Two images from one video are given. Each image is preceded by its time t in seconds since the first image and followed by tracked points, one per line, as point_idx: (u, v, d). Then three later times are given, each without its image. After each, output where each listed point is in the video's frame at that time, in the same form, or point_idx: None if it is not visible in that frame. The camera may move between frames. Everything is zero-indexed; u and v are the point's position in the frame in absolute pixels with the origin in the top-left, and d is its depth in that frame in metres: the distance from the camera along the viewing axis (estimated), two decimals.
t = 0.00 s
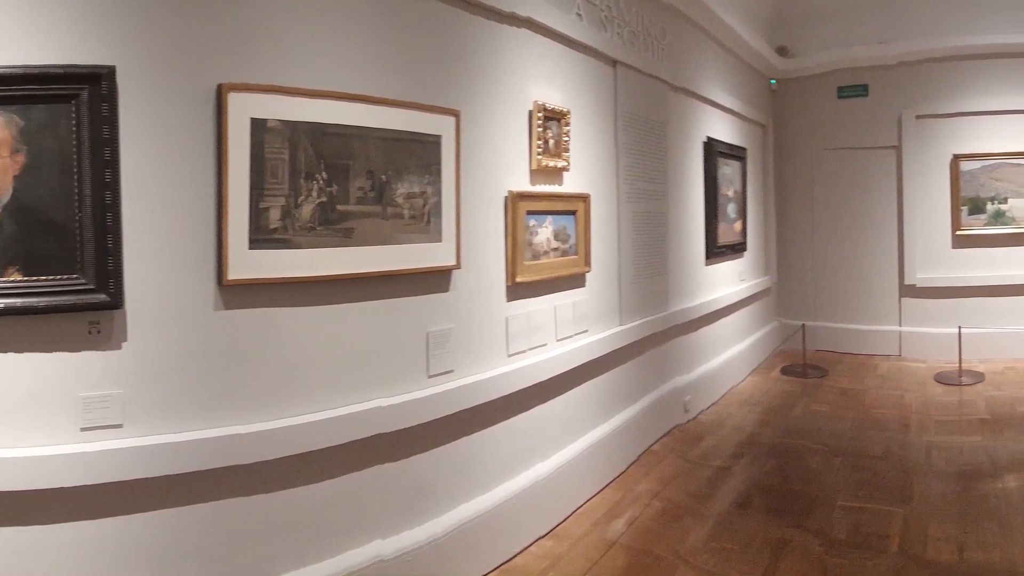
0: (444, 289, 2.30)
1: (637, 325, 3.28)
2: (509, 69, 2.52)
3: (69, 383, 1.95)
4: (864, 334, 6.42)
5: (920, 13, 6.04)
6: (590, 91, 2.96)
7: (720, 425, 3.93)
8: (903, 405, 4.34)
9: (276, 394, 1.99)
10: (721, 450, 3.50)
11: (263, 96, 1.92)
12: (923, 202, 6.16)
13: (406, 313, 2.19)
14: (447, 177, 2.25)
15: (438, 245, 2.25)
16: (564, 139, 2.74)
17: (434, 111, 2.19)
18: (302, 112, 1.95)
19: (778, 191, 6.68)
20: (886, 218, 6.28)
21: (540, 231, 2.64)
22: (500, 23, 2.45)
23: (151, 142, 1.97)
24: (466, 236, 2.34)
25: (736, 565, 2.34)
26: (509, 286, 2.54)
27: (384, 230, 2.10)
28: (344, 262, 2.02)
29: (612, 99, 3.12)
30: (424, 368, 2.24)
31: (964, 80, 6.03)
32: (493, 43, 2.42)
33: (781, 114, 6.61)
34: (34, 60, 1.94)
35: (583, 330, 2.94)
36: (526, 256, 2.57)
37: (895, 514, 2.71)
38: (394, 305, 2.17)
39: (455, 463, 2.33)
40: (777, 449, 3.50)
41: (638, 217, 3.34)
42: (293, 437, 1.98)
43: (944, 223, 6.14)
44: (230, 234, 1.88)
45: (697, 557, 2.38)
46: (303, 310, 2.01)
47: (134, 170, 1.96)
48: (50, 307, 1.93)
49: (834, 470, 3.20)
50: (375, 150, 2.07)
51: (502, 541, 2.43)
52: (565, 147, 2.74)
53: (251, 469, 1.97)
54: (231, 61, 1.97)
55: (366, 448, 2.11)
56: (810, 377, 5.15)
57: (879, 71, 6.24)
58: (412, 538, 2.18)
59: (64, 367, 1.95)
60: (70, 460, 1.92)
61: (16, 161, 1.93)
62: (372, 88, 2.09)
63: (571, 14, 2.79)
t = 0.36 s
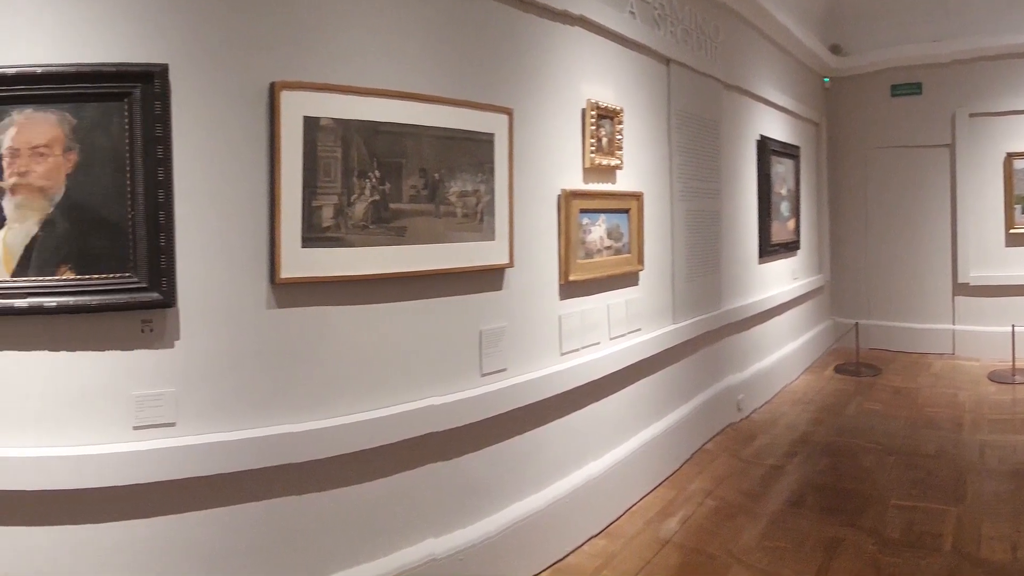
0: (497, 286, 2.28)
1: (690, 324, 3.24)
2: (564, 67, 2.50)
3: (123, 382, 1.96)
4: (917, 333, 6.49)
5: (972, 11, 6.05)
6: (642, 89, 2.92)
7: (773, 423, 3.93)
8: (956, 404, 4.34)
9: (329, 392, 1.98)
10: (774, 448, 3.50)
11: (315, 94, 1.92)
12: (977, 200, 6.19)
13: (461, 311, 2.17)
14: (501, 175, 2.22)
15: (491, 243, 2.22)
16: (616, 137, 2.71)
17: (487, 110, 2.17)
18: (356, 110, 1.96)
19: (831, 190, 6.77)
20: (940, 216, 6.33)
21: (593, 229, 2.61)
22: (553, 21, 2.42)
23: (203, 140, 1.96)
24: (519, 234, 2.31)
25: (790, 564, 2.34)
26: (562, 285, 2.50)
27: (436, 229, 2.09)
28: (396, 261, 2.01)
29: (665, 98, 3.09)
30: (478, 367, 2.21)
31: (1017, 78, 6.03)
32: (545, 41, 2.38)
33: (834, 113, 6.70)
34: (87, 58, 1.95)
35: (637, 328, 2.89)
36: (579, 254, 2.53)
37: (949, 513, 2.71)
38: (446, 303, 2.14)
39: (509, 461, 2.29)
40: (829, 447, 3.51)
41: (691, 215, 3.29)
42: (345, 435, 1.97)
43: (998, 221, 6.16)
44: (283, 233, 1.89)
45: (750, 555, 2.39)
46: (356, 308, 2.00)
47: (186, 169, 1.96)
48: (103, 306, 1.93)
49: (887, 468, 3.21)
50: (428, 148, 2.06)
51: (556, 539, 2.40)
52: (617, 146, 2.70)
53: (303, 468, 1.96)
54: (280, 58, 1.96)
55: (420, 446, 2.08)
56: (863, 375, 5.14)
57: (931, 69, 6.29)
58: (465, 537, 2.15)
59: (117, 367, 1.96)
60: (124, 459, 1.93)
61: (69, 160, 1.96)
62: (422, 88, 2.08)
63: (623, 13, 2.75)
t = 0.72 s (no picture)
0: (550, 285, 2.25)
1: (743, 323, 3.19)
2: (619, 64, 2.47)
3: (176, 381, 1.96)
4: (970, 331, 6.54)
5: None
6: (696, 87, 2.87)
7: (827, 422, 3.93)
8: (1012, 404, 4.30)
9: (382, 391, 1.98)
10: (828, 446, 3.51)
11: (369, 92, 1.91)
12: None
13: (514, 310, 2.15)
14: (554, 172, 2.18)
15: (545, 242, 2.19)
16: (669, 136, 2.66)
17: (542, 108, 2.13)
18: (408, 109, 1.96)
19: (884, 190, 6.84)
20: (993, 215, 6.37)
21: (646, 228, 2.57)
22: (606, 20, 2.39)
23: (255, 139, 1.96)
24: (572, 233, 2.28)
25: (844, 563, 2.34)
26: (614, 283, 2.46)
27: (489, 227, 2.06)
28: (449, 260, 2.00)
29: (719, 96, 3.04)
30: (531, 366, 2.18)
31: None
32: (599, 39, 2.36)
33: (887, 112, 6.74)
34: (140, 58, 1.96)
35: (689, 327, 2.83)
36: (633, 253, 2.49)
37: (1003, 512, 2.71)
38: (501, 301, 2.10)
39: (563, 460, 2.27)
40: (882, 444, 3.54)
41: (745, 214, 3.26)
42: (397, 433, 1.96)
43: None
44: (335, 231, 1.89)
45: (804, 553, 2.39)
46: (409, 306, 2.00)
47: (239, 167, 1.96)
48: (155, 304, 1.93)
49: (941, 467, 3.22)
50: (481, 146, 2.03)
51: (610, 538, 2.38)
52: (671, 144, 2.66)
53: (357, 466, 1.96)
54: (333, 57, 1.96)
55: (473, 445, 2.06)
56: (917, 374, 5.15)
57: (985, 67, 6.30)
58: (518, 536, 2.12)
59: (171, 365, 1.96)
60: (178, 457, 1.93)
61: (121, 158, 1.95)
62: (474, 86, 2.06)
63: (676, 10, 2.71)
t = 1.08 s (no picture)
0: (602, 283, 2.22)
1: (796, 322, 3.18)
2: (673, 62, 2.44)
3: (229, 380, 1.95)
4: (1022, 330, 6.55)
5: None
6: (750, 85, 2.84)
7: (882, 421, 3.93)
8: None
9: (435, 390, 1.97)
10: (882, 445, 3.51)
11: (422, 91, 1.92)
12: None
13: (567, 308, 2.13)
14: (607, 170, 2.16)
15: (598, 240, 2.17)
16: (723, 134, 2.63)
17: (595, 107, 2.12)
18: (460, 106, 1.95)
19: (937, 189, 6.87)
20: None
21: (699, 227, 2.54)
22: (660, 17, 2.36)
23: (307, 137, 1.96)
24: (625, 231, 2.26)
25: (898, 562, 2.34)
26: (667, 281, 2.42)
27: (542, 226, 2.05)
28: (503, 258, 1.99)
29: (772, 94, 3.02)
30: (584, 364, 2.17)
31: None
32: (654, 37, 2.34)
33: (941, 110, 6.75)
34: (192, 56, 1.95)
35: (743, 325, 2.82)
36: (686, 251, 2.46)
37: None
38: (554, 300, 2.10)
39: (617, 460, 2.25)
40: (935, 443, 3.54)
41: (798, 213, 3.25)
42: (448, 433, 1.95)
43: None
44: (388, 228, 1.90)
45: (857, 552, 2.39)
46: (462, 304, 1.99)
47: (292, 165, 1.95)
48: (208, 303, 1.93)
49: (996, 467, 3.21)
50: (534, 144, 2.03)
51: (663, 537, 2.36)
52: (724, 142, 2.62)
53: (409, 465, 1.96)
54: (385, 55, 1.96)
55: (524, 443, 2.05)
56: (970, 373, 5.14)
57: None
58: (572, 535, 2.11)
59: (223, 364, 1.96)
60: (231, 456, 1.92)
61: (173, 156, 1.95)
62: (527, 84, 2.04)
63: (730, 8, 2.68)
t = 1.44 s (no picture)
0: (653, 283, 2.19)
1: (850, 320, 3.18)
2: (728, 60, 2.42)
3: (281, 378, 1.95)
4: None
5: None
6: (803, 83, 2.83)
7: (935, 420, 3.92)
8: None
9: (488, 388, 1.97)
10: (936, 444, 3.52)
11: (472, 90, 1.93)
12: None
13: (619, 307, 2.12)
14: (660, 169, 2.15)
15: (651, 238, 2.15)
16: (776, 132, 2.60)
17: (649, 104, 2.11)
18: (512, 104, 1.95)
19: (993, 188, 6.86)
20: None
21: (752, 225, 2.52)
22: (713, 16, 2.33)
23: (359, 135, 1.96)
24: (678, 229, 2.24)
25: (952, 561, 2.34)
26: (721, 280, 2.40)
27: (596, 224, 2.04)
28: (556, 256, 1.99)
29: (826, 93, 3.01)
30: (638, 362, 2.15)
31: None
32: (709, 36, 2.32)
33: (995, 108, 6.74)
34: (244, 54, 1.95)
35: (798, 324, 2.82)
36: (740, 250, 2.44)
37: None
38: (605, 298, 2.09)
39: (670, 460, 2.23)
40: (988, 442, 3.54)
41: (852, 212, 3.24)
42: (500, 431, 1.94)
43: None
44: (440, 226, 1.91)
45: (911, 551, 2.39)
46: (515, 303, 1.98)
47: (344, 164, 1.95)
48: (261, 301, 1.92)
49: None
50: (587, 142, 2.02)
51: (716, 537, 2.35)
52: (778, 140, 2.60)
53: (463, 464, 1.95)
54: (438, 53, 1.95)
55: (576, 442, 2.04)
56: None
57: None
58: (626, 533, 2.10)
59: (275, 363, 1.95)
60: (284, 455, 1.92)
61: (226, 154, 1.95)
62: (579, 82, 2.03)
63: (783, 7, 2.66)
